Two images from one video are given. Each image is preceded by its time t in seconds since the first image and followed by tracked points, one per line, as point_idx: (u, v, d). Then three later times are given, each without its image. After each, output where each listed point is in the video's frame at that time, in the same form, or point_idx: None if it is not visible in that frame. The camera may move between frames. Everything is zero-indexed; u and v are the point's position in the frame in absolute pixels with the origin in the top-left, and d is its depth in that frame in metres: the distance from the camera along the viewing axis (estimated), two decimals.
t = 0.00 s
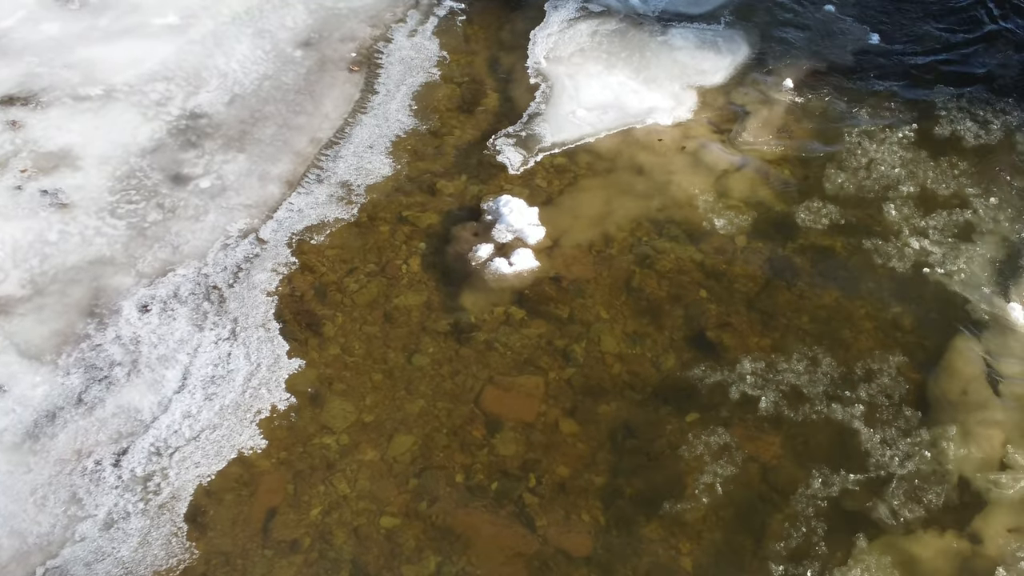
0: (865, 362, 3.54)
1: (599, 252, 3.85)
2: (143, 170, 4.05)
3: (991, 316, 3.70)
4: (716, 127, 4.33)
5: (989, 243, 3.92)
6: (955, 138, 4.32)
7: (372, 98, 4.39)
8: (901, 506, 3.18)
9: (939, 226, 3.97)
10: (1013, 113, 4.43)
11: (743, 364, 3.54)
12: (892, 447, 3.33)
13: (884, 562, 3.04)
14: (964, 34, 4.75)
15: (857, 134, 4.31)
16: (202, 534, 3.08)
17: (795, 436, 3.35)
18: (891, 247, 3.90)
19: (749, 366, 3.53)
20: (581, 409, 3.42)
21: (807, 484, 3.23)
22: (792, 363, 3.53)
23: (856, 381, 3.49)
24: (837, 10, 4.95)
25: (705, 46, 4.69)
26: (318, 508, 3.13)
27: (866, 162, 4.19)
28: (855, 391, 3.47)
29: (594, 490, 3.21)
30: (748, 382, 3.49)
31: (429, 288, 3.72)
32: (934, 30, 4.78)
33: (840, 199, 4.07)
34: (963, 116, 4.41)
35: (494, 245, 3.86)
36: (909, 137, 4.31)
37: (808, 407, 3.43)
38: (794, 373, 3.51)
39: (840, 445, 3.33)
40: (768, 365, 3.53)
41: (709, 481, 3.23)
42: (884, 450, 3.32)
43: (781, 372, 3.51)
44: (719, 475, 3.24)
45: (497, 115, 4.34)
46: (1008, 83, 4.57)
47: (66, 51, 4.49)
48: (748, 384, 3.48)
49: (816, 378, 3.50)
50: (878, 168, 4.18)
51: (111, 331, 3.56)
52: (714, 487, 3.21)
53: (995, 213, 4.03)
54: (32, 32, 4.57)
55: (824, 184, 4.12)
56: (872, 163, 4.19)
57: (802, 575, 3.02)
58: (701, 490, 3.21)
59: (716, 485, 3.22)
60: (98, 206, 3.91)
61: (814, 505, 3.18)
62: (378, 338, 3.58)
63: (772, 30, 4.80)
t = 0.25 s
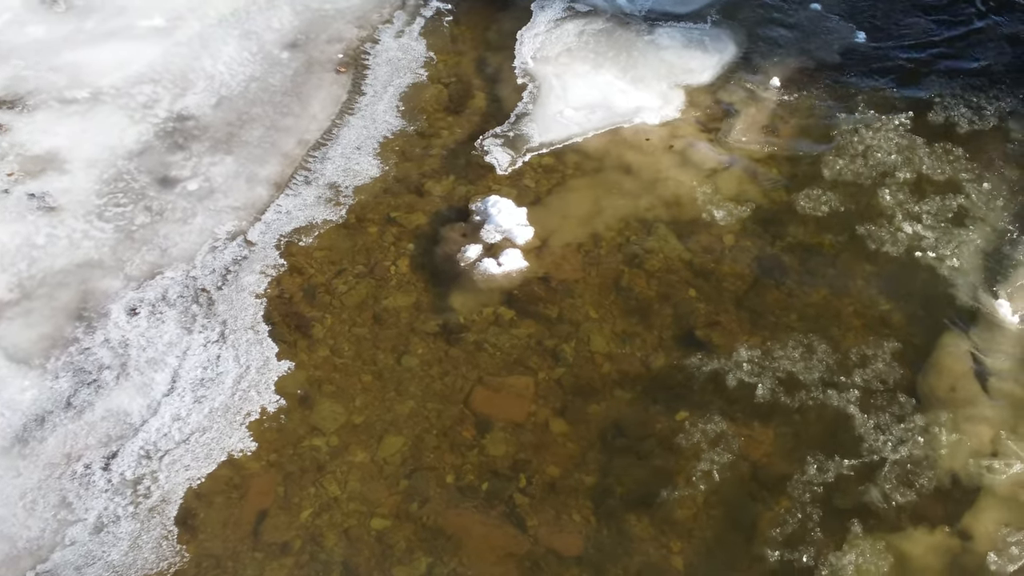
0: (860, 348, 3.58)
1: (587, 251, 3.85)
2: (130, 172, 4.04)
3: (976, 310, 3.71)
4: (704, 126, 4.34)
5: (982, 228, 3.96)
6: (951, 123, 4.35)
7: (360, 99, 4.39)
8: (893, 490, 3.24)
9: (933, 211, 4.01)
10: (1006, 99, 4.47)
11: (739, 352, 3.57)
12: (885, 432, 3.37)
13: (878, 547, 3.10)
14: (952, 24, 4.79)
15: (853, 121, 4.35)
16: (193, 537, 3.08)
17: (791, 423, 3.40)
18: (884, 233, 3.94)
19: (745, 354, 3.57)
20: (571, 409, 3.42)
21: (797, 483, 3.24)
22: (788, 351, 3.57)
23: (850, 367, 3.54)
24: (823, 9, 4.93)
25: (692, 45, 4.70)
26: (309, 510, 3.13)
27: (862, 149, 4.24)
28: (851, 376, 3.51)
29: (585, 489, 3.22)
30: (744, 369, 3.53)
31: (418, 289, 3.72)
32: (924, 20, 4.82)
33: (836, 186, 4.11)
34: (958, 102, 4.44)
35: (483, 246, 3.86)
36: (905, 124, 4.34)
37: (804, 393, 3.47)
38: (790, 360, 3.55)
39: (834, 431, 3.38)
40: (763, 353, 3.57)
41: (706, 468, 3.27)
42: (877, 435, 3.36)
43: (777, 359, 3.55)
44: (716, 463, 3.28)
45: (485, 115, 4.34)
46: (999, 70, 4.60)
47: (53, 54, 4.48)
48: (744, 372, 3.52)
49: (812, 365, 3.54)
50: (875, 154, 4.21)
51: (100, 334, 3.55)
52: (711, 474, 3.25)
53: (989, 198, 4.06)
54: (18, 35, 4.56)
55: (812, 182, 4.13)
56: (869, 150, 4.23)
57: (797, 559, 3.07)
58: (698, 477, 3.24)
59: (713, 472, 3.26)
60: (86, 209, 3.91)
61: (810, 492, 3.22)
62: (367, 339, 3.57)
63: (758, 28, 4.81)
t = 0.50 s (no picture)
0: (854, 333, 3.63)
1: (575, 250, 3.85)
2: (117, 175, 4.04)
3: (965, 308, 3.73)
4: (691, 124, 4.35)
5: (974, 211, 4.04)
6: (943, 110, 4.46)
7: (346, 100, 4.39)
8: (885, 474, 3.29)
9: (925, 196, 4.08)
10: (997, 85, 4.60)
11: (734, 340, 3.61)
12: (878, 417, 3.42)
13: (871, 531, 3.15)
14: (943, 13, 4.91)
15: (848, 109, 4.45)
16: (182, 540, 3.08)
17: (779, 421, 3.41)
18: (877, 218, 4.00)
19: (741, 341, 3.60)
20: (560, 408, 3.42)
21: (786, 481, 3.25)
22: (782, 338, 3.61)
23: (845, 352, 3.58)
24: (808, 7, 5.02)
25: (678, 45, 4.72)
26: (298, 512, 3.13)
27: (858, 136, 4.32)
28: (845, 361, 3.56)
29: (575, 489, 3.22)
30: (740, 356, 3.57)
31: (406, 290, 3.72)
32: (912, 13, 4.92)
33: (832, 172, 4.18)
34: (950, 89, 4.56)
35: (471, 246, 3.85)
36: (899, 112, 4.44)
37: (800, 378, 3.51)
38: (785, 346, 3.59)
39: (828, 415, 3.43)
40: (758, 340, 3.61)
41: (702, 455, 3.30)
42: (870, 420, 3.41)
43: (772, 346, 3.59)
44: (712, 450, 3.32)
45: (472, 115, 4.35)
46: (988, 58, 4.74)
47: (38, 57, 4.47)
48: (740, 359, 3.56)
49: (807, 351, 3.58)
50: (870, 141, 4.30)
51: (87, 337, 3.55)
52: (707, 461, 3.29)
53: (981, 182, 4.16)
54: (3, 38, 4.55)
55: (799, 179, 4.15)
56: (864, 137, 4.32)
57: (792, 544, 3.11)
58: (695, 464, 3.28)
59: (710, 458, 3.29)
60: (73, 212, 3.90)
61: (805, 477, 3.26)
62: (356, 340, 3.57)
63: (744, 27, 4.84)
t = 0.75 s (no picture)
0: (847, 318, 3.67)
1: (563, 249, 3.86)
2: (103, 177, 4.04)
3: (951, 304, 3.75)
4: (677, 123, 4.36)
5: (965, 195, 4.13)
6: (935, 97, 4.57)
7: (333, 101, 4.39)
8: (875, 458, 3.32)
9: (918, 181, 4.17)
10: (988, 72, 4.73)
11: (729, 327, 3.64)
12: (870, 402, 3.46)
13: (862, 522, 3.16)
14: (929, 9, 5.06)
15: (843, 97, 4.54)
16: (171, 542, 3.06)
17: (768, 418, 3.41)
18: (869, 202, 4.07)
19: (735, 329, 3.64)
20: (548, 408, 3.42)
21: (775, 478, 3.25)
22: (777, 325, 3.65)
23: (839, 337, 3.62)
24: (794, 6, 5.10)
25: (664, 43, 4.76)
26: (288, 513, 3.12)
27: (853, 123, 4.41)
28: (838, 346, 3.60)
29: (564, 488, 3.22)
30: (735, 343, 3.60)
31: (394, 290, 3.72)
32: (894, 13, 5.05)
33: (828, 159, 4.25)
34: (942, 77, 4.68)
35: (458, 246, 3.86)
36: (893, 99, 4.55)
37: (794, 365, 3.55)
38: (780, 333, 3.63)
39: (821, 400, 3.46)
40: (753, 328, 3.64)
41: (697, 443, 3.34)
42: (862, 406, 3.45)
43: (766, 333, 3.63)
44: (707, 436, 3.35)
45: (458, 115, 4.35)
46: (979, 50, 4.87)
47: (23, 60, 4.47)
48: (736, 346, 3.59)
49: (801, 338, 3.62)
50: (865, 128, 4.39)
51: (75, 340, 3.55)
52: (703, 447, 3.32)
53: (972, 166, 4.25)
54: None
55: (785, 177, 4.17)
56: (859, 124, 4.41)
57: (787, 529, 3.14)
58: (690, 451, 3.31)
59: (705, 446, 3.33)
60: (59, 215, 3.90)
61: (800, 463, 3.29)
62: (344, 341, 3.57)
63: (729, 26, 4.89)
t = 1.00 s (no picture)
0: (839, 304, 3.71)
1: (549, 249, 3.86)
2: (88, 181, 4.03)
3: (937, 302, 3.76)
4: (662, 123, 4.37)
5: (955, 180, 4.17)
6: (926, 83, 4.63)
7: (318, 103, 4.39)
8: (863, 443, 3.35)
9: (909, 166, 4.21)
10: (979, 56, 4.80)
11: (722, 316, 3.68)
12: (860, 389, 3.49)
13: (850, 520, 3.17)
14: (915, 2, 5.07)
15: (836, 85, 4.60)
16: (160, 546, 3.05)
17: (755, 417, 3.42)
18: (860, 187, 4.12)
19: (729, 317, 3.67)
20: (536, 408, 3.42)
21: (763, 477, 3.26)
22: (770, 312, 3.68)
23: (831, 323, 3.66)
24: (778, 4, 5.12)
25: (649, 43, 4.77)
26: (276, 516, 3.11)
27: (846, 110, 4.46)
28: (831, 332, 3.64)
29: (552, 488, 3.22)
30: (729, 332, 3.63)
31: (380, 292, 3.71)
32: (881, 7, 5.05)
33: (820, 145, 4.30)
34: (933, 63, 4.75)
35: (444, 247, 3.86)
36: (886, 86, 4.60)
37: (787, 352, 3.58)
38: (773, 320, 3.66)
39: (812, 386, 3.50)
40: (746, 316, 3.68)
41: (691, 431, 3.37)
42: (852, 392, 3.48)
43: (760, 321, 3.66)
44: (701, 424, 3.39)
45: (444, 116, 4.35)
46: (969, 34, 4.92)
47: (7, 64, 4.46)
48: (730, 334, 3.63)
49: (794, 325, 3.65)
50: (858, 115, 4.44)
51: (61, 344, 3.54)
52: (697, 435, 3.36)
53: (962, 152, 4.30)
54: None
55: (771, 177, 4.17)
56: (852, 111, 4.46)
57: (780, 515, 3.17)
58: (684, 438, 3.34)
59: (699, 433, 3.36)
60: (44, 218, 3.90)
61: (793, 450, 3.33)
62: (330, 343, 3.56)
63: (714, 25, 4.90)
